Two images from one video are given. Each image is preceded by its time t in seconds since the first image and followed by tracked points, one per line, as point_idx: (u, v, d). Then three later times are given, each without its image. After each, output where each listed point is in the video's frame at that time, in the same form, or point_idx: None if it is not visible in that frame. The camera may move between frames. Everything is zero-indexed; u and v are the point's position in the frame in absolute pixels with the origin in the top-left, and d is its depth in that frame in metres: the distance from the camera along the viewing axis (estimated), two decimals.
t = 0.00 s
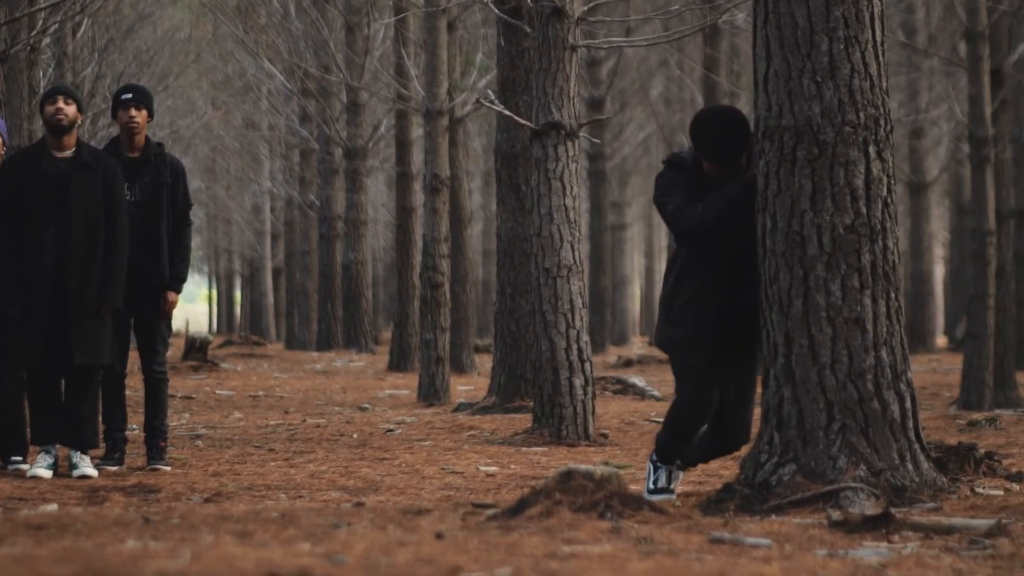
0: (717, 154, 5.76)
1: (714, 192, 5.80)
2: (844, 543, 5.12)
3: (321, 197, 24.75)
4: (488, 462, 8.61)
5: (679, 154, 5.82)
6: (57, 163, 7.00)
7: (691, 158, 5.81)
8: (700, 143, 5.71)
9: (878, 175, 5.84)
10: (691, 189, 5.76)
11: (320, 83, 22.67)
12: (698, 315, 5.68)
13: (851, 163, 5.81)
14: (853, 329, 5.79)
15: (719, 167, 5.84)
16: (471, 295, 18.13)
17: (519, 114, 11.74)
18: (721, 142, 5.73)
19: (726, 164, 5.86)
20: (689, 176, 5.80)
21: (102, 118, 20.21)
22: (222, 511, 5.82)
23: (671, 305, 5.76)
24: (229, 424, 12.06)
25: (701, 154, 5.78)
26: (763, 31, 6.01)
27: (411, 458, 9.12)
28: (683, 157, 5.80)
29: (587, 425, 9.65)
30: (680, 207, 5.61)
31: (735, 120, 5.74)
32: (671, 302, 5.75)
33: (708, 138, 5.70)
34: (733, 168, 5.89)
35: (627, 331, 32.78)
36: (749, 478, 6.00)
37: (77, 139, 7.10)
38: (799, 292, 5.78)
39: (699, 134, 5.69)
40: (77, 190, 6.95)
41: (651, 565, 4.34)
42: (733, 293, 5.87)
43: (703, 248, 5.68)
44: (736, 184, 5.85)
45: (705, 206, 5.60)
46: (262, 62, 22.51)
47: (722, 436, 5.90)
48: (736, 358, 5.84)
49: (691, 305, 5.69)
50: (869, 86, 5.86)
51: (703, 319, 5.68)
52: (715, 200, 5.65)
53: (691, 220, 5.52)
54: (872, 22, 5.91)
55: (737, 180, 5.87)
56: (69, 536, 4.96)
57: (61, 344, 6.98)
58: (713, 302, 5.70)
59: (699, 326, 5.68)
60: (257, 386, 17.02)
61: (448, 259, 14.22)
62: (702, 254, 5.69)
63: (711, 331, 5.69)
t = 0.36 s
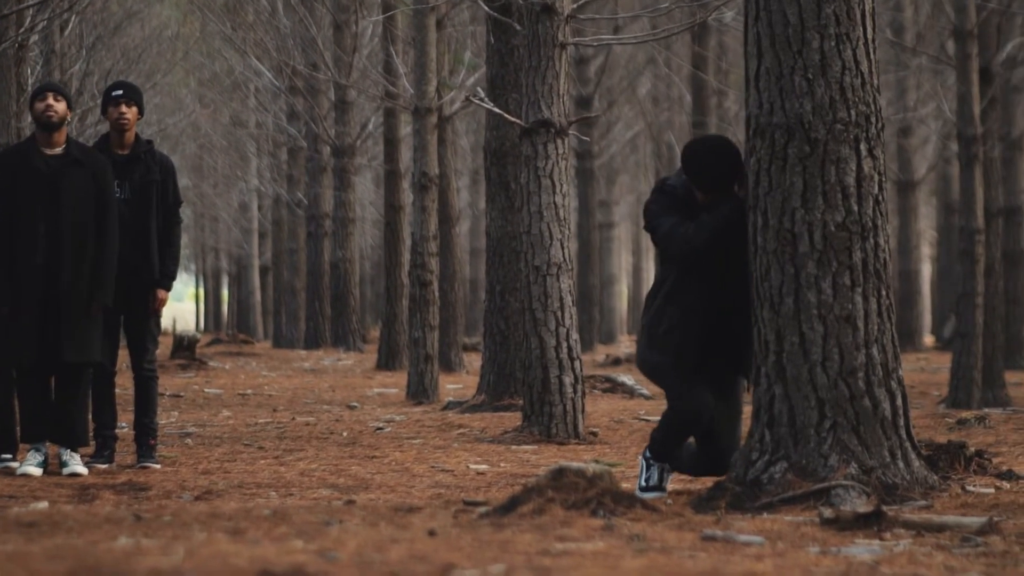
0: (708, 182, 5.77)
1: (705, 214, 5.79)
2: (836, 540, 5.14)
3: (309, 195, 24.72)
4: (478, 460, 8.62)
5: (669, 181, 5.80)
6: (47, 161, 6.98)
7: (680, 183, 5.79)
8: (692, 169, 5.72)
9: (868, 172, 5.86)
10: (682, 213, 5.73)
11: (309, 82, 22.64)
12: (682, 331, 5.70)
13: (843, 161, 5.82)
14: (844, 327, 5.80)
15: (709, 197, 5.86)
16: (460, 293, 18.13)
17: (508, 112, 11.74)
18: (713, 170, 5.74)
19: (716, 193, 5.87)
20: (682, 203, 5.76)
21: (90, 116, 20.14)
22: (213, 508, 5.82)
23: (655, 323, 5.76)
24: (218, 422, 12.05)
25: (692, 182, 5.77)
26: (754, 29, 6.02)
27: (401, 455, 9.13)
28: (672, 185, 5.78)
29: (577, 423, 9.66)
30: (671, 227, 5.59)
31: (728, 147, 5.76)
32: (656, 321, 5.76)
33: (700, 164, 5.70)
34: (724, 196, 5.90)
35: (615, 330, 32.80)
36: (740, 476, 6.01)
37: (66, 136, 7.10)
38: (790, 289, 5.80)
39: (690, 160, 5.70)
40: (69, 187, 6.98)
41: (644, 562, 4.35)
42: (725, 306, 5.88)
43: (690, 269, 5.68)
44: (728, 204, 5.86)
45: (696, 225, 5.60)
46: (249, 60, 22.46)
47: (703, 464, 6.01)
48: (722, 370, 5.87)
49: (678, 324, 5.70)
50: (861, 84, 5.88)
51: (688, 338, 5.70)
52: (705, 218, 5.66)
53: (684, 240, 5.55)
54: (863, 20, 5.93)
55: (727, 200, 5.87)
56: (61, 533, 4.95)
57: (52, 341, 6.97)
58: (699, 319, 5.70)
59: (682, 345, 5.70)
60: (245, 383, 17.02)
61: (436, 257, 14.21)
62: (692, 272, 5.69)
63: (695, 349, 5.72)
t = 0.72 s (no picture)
0: (702, 209, 5.89)
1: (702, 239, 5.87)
2: (835, 537, 5.15)
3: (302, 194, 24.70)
4: (474, 458, 8.63)
5: (663, 207, 5.88)
6: (44, 160, 6.99)
7: (672, 209, 5.87)
8: (685, 195, 5.85)
9: (866, 170, 5.87)
10: (678, 238, 5.84)
11: (301, 80, 22.62)
12: (672, 356, 5.84)
13: (841, 159, 5.83)
14: (842, 325, 5.81)
15: (705, 223, 5.96)
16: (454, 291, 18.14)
17: (503, 110, 11.74)
18: (706, 198, 5.86)
19: (712, 220, 5.99)
20: (676, 226, 5.86)
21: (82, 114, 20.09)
22: (210, 506, 5.81)
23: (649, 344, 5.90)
24: (212, 420, 12.06)
25: (687, 209, 5.88)
26: (752, 27, 6.03)
27: (397, 454, 9.14)
28: (668, 211, 5.87)
29: (572, 421, 9.67)
30: (669, 252, 5.69)
31: (722, 175, 5.88)
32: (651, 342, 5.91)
33: (693, 191, 5.82)
34: (721, 221, 6.00)
35: (608, 329, 32.84)
36: (738, 474, 6.02)
37: (62, 134, 7.11)
38: (787, 287, 5.81)
39: (683, 184, 5.84)
40: (65, 185, 6.97)
41: (645, 560, 4.36)
42: (724, 319, 5.99)
43: (685, 296, 5.79)
44: (726, 229, 5.96)
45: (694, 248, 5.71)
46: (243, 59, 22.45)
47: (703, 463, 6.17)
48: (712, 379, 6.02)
49: (669, 348, 5.84)
50: (858, 83, 5.89)
51: (680, 363, 5.84)
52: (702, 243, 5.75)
53: (681, 265, 5.65)
54: (860, 19, 5.94)
55: (726, 224, 5.98)
56: (59, 530, 4.95)
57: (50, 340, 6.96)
58: (693, 340, 5.83)
59: (674, 369, 5.85)
60: (238, 382, 17.02)
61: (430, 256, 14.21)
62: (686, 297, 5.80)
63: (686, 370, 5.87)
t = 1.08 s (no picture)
0: (703, 223, 5.65)
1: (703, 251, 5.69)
2: (843, 535, 5.15)
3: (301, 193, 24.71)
4: (477, 457, 8.64)
5: (662, 214, 5.80)
6: (45, 158, 7.00)
7: (671, 220, 5.77)
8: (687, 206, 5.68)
9: (872, 169, 5.88)
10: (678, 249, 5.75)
11: (299, 78, 22.64)
12: (663, 364, 5.80)
13: (847, 158, 5.84)
14: (848, 324, 5.81)
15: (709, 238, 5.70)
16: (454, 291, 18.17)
17: (505, 109, 11.75)
18: (705, 212, 5.65)
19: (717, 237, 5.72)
20: (675, 238, 5.75)
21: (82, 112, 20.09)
22: (215, 503, 5.82)
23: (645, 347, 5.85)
24: (213, 419, 12.06)
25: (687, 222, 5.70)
26: (757, 25, 6.04)
27: (399, 452, 9.14)
28: (666, 219, 5.78)
29: (574, 420, 9.67)
30: (665, 260, 5.63)
31: (722, 190, 5.67)
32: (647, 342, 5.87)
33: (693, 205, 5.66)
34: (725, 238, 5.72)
35: (607, 328, 32.84)
36: (744, 472, 6.04)
37: (66, 132, 7.13)
38: (793, 286, 5.84)
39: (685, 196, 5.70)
40: (67, 183, 6.99)
41: (654, 557, 4.36)
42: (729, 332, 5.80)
43: (679, 304, 5.72)
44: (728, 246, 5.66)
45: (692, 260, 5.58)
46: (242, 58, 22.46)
47: (702, 462, 6.01)
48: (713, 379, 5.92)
49: (662, 355, 5.80)
50: (864, 81, 5.89)
51: (672, 369, 5.80)
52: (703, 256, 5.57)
53: (672, 275, 5.58)
54: (866, 17, 5.94)
55: (727, 242, 5.67)
56: (65, 528, 4.96)
57: (53, 338, 6.97)
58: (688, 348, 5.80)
59: (665, 375, 5.80)
60: (238, 381, 17.03)
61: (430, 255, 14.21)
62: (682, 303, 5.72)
63: (682, 376, 5.82)
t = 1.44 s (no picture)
0: (725, 214, 5.76)
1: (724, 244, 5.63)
2: (861, 534, 5.15)
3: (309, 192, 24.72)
4: (490, 455, 8.65)
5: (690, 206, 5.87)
6: (57, 155, 7.02)
7: (697, 214, 5.81)
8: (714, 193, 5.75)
9: (887, 167, 5.87)
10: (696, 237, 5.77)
11: (308, 78, 22.67)
12: (674, 357, 5.84)
13: (862, 156, 5.84)
14: (862, 322, 5.81)
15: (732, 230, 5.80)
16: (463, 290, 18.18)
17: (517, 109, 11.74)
18: (730, 205, 5.74)
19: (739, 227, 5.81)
20: (697, 232, 5.79)
21: (90, 112, 20.09)
22: (230, 502, 5.83)
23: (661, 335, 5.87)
24: (225, 418, 12.08)
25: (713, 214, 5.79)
26: (773, 24, 6.04)
27: (412, 451, 9.15)
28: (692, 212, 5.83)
29: (587, 420, 9.68)
30: (678, 248, 5.66)
31: (744, 182, 5.72)
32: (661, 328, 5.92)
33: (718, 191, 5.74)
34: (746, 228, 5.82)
35: (614, 329, 32.87)
36: (760, 471, 6.04)
37: (79, 131, 7.14)
38: (808, 285, 5.83)
39: (709, 188, 5.79)
40: (79, 182, 7.02)
41: (673, 556, 4.36)
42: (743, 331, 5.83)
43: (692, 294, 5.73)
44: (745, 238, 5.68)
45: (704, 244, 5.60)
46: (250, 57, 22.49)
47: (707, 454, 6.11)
48: (728, 367, 5.94)
49: (673, 346, 5.84)
50: (879, 80, 5.89)
51: (681, 361, 5.83)
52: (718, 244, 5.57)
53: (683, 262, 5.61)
54: (882, 15, 5.93)
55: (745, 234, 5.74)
56: (81, 526, 4.98)
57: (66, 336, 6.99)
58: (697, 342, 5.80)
59: (676, 367, 5.84)
60: (248, 381, 17.07)
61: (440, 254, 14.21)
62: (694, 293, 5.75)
63: (693, 368, 5.84)
